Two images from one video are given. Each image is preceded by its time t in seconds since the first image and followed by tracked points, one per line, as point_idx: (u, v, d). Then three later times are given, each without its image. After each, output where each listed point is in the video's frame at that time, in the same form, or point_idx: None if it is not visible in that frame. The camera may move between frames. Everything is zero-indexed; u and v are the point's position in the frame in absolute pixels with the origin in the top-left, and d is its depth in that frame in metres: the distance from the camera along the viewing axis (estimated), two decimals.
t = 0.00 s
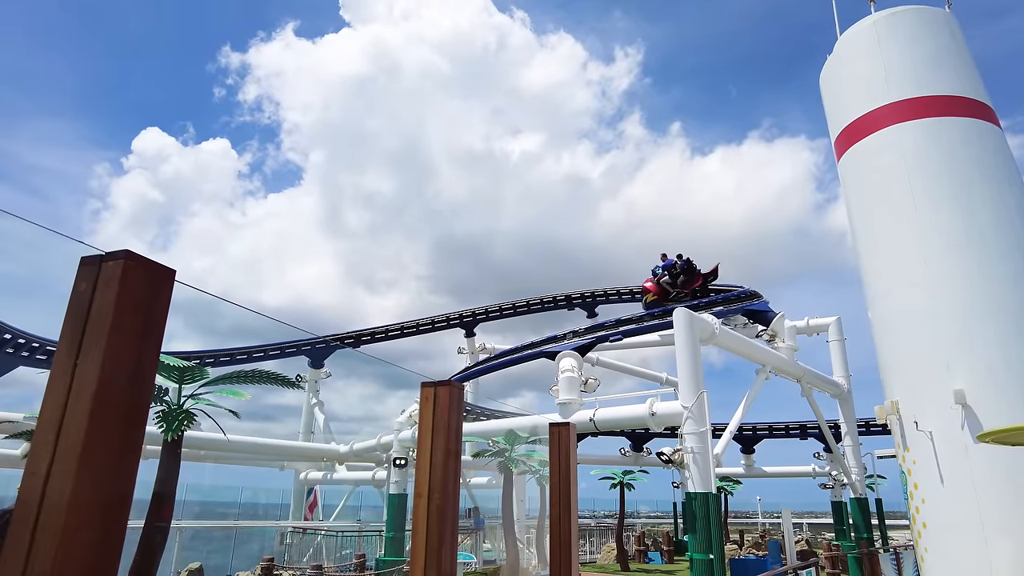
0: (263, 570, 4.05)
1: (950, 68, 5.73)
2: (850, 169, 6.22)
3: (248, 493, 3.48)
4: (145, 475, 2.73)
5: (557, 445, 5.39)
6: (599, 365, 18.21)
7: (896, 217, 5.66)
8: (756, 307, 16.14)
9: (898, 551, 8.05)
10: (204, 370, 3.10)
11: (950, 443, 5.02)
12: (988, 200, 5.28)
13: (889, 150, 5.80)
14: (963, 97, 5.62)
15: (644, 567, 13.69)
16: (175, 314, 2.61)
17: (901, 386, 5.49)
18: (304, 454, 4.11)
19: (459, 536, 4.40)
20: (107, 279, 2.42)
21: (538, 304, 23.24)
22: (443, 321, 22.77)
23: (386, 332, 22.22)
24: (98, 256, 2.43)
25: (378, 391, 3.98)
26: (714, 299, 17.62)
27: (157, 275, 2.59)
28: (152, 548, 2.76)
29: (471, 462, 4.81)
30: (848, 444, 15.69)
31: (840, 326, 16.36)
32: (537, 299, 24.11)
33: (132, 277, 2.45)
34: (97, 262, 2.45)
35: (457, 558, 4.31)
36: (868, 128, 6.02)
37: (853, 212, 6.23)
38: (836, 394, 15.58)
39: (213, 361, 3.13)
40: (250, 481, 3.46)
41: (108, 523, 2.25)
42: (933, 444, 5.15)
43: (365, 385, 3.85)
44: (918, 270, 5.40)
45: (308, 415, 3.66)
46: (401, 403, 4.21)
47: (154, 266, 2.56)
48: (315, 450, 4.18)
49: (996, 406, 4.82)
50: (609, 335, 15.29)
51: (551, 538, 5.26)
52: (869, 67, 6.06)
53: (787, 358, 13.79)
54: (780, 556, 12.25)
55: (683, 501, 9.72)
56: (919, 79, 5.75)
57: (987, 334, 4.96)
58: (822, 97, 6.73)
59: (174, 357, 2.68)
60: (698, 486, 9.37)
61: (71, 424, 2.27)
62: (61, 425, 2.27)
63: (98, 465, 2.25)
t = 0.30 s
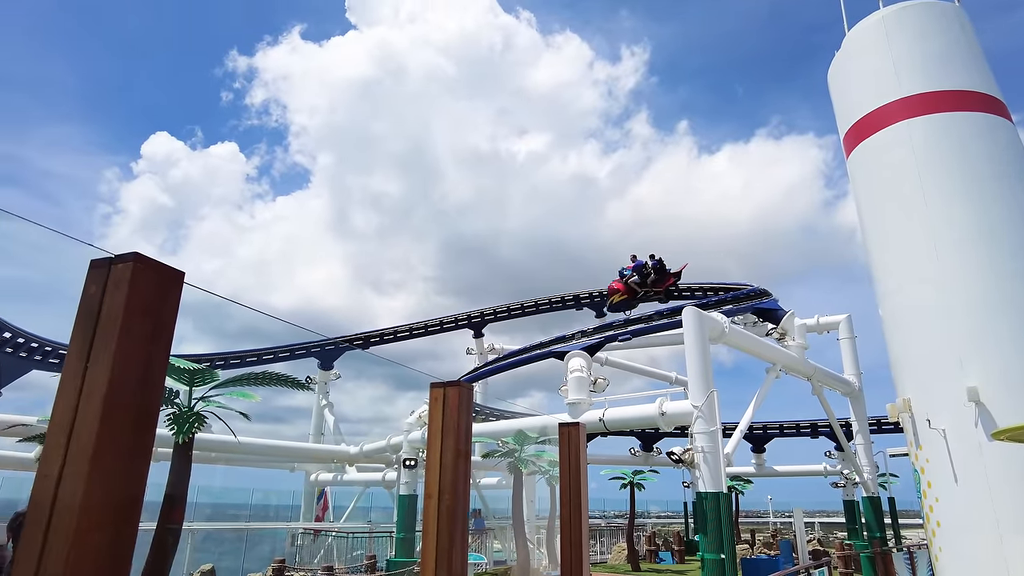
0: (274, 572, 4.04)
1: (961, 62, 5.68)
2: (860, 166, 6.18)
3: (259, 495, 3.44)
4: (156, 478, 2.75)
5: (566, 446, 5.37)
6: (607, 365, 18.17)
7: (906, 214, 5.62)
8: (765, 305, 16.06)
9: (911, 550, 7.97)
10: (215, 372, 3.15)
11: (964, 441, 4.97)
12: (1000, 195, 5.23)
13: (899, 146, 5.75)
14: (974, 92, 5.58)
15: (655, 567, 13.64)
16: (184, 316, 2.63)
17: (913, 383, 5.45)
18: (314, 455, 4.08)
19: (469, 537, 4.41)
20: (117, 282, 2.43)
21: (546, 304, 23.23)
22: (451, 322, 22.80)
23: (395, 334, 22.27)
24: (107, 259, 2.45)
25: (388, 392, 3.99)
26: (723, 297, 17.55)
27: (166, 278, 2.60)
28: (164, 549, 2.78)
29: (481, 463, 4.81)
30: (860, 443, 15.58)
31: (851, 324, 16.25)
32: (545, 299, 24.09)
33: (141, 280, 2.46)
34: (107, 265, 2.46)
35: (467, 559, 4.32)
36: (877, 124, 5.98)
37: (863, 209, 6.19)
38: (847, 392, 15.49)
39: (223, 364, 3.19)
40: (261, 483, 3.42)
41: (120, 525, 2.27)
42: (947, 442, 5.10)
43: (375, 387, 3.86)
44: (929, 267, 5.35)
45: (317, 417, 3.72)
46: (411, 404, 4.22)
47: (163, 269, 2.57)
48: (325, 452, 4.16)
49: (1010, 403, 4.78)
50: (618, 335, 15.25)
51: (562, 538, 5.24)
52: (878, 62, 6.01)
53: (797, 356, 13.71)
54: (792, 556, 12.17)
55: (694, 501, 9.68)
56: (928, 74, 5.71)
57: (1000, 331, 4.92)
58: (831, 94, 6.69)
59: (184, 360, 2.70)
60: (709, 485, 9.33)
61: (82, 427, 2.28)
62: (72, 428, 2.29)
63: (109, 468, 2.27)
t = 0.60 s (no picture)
0: (286, 573, 4.01)
1: (971, 55, 5.62)
2: (869, 162, 6.14)
3: (269, 496, 3.49)
4: (166, 480, 2.72)
5: (575, 445, 5.34)
6: (616, 364, 18.13)
7: (917, 210, 5.57)
8: (775, 303, 15.98)
9: (926, 550, 7.94)
10: (225, 375, 3.17)
11: (977, 438, 4.92)
12: (1013, 191, 5.17)
13: (909, 141, 5.70)
14: (985, 86, 5.52)
15: (666, 567, 13.60)
16: (191, 318, 2.64)
17: (925, 381, 5.40)
18: (323, 457, 4.11)
19: (479, 538, 4.40)
20: (124, 284, 2.45)
21: (555, 304, 23.21)
22: (459, 323, 22.81)
23: (404, 335, 22.31)
24: (115, 260, 2.47)
25: (397, 393, 3.99)
26: (732, 296, 17.47)
27: (173, 279, 2.61)
28: (175, 551, 2.80)
29: (490, 463, 4.80)
30: (872, 441, 15.46)
31: (861, 321, 16.14)
32: (553, 299, 24.06)
33: (148, 282, 2.47)
34: (115, 267, 2.48)
35: (478, 559, 4.31)
36: (886, 120, 5.93)
37: (873, 205, 6.15)
38: (859, 390, 15.37)
39: (233, 367, 3.21)
40: (272, 485, 3.47)
41: (129, 526, 2.28)
42: (960, 440, 5.05)
43: (385, 387, 3.86)
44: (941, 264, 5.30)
45: (327, 418, 3.75)
46: (420, 404, 4.24)
47: (171, 270, 2.58)
48: (335, 453, 4.16)
49: None
50: (627, 334, 15.21)
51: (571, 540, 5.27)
52: (886, 57, 5.97)
53: (807, 354, 13.64)
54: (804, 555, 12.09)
55: (705, 500, 9.64)
56: (938, 68, 5.66)
57: (1012, 327, 4.87)
58: (839, 90, 6.65)
59: (192, 361, 2.78)
60: (720, 485, 9.29)
61: (91, 429, 2.30)
62: (82, 430, 2.30)
63: (118, 470, 2.28)
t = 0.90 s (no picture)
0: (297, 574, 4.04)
1: (981, 49, 5.57)
2: (878, 159, 6.10)
3: (281, 498, 3.50)
4: (178, 482, 2.76)
5: (585, 446, 5.46)
6: (626, 364, 18.07)
7: (927, 207, 5.53)
8: (785, 302, 15.88)
9: (940, 549, 7.88)
10: (234, 377, 3.13)
11: (991, 436, 4.88)
12: None
13: (919, 137, 5.65)
14: (995, 80, 5.46)
15: (678, 567, 13.55)
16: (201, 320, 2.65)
17: (938, 378, 5.36)
18: (334, 459, 4.10)
19: (490, 539, 4.40)
20: (134, 287, 2.46)
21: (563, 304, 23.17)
22: (468, 324, 22.81)
23: (413, 336, 22.35)
24: (125, 264, 2.49)
25: (406, 394, 4.01)
26: (741, 294, 17.39)
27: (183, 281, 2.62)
28: (188, 552, 2.83)
29: (500, 463, 4.80)
30: (884, 439, 15.34)
31: (872, 319, 16.02)
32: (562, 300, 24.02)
33: (158, 284, 2.49)
34: (124, 271, 2.51)
35: (488, 560, 4.31)
36: (895, 116, 5.89)
37: (883, 202, 6.10)
38: (870, 388, 15.26)
39: (243, 368, 3.16)
40: (283, 486, 3.47)
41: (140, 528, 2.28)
42: (974, 438, 5.00)
43: (394, 389, 3.88)
44: (953, 261, 5.25)
45: (337, 419, 3.73)
46: (429, 405, 4.24)
47: (180, 273, 2.59)
48: (346, 454, 4.19)
49: None
50: (636, 333, 15.17)
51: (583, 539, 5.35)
52: (895, 52, 5.92)
53: (818, 352, 13.55)
54: (816, 555, 12.01)
55: (715, 500, 9.60)
56: (949, 63, 5.60)
57: None
58: (848, 86, 6.60)
59: (203, 364, 2.76)
60: (731, 484, 9.24)
61: (102, 431, 2.31)
62: (93, 433, 2.32)
63: (129, 472, 2.29)
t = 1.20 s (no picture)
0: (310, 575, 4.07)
1: (994, 43, 5.50)
2: (889, 155, 6.05)
3: (293, 499, 3.53)
4: (192, 484, 2.74)
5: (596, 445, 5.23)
6: (636, 363, 18.03)
7: (939, 203, 5.48)
8: (796, 300, 15.79)
9: (955, 548, 7.81)
10: (246, 380, 3.16)
11: (1007, 434, 4.82)
12: None
13: (930, 133, 5.60)
14: (1007, 75, 5.40)
15: (690, 567, 13.50)
16: (212, 323, 2.67)
17: (952, 375, 5.30)
18: (346, 461, 4.08)
19: (501, 539, 4.40)
20: (147, 292, 2.48)
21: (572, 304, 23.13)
22: (477, 325, 22.82)
23: (423, 337, 22.38)
24: (138, 269, 2.50)
25: (417, 395, 4.01)
26: (752, 292, 17.30)
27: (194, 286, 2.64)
28: (201, 554, 2.83)
29: (510, 464, 4.80)
30: (897, 437, 15.23)
31: (884, 317, 15.90)
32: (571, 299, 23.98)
33: (170, 289, 2.50)
34: (137, 276, 2.52)
35: (500, 560, 4.32)
36: (906, 112, 5.84)
37: (894, 199, 6.05)
38: (883, 386, 15.15)
39: (255, 371, 3.18)
40: (295, 487, 3.53)
41: (155, 532, 2.30)
42: (990, 436, 4.95)
43: (405, 390, 3.85)
44: (967, 257, 5.20)
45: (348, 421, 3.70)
46: (440, 406, 4.28)
47: (192, 277, 2.61)
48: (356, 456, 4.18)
49: None
50: (646, 333, 15.12)
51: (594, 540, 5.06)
52: (906, 47, 5.87)
53: (830, 350, 13.47)
54: (830, 554, 11.93)
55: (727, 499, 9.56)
56: (960, 58, 5.54)
57: None
58: (857, 82, 6.55)
59: (215, 367, 2.78)
60: (743, 483, 9.20)
61: (117, 435, 2.32)
62: (108, 437, 2.34)
63: (145, 476, 2.30)
